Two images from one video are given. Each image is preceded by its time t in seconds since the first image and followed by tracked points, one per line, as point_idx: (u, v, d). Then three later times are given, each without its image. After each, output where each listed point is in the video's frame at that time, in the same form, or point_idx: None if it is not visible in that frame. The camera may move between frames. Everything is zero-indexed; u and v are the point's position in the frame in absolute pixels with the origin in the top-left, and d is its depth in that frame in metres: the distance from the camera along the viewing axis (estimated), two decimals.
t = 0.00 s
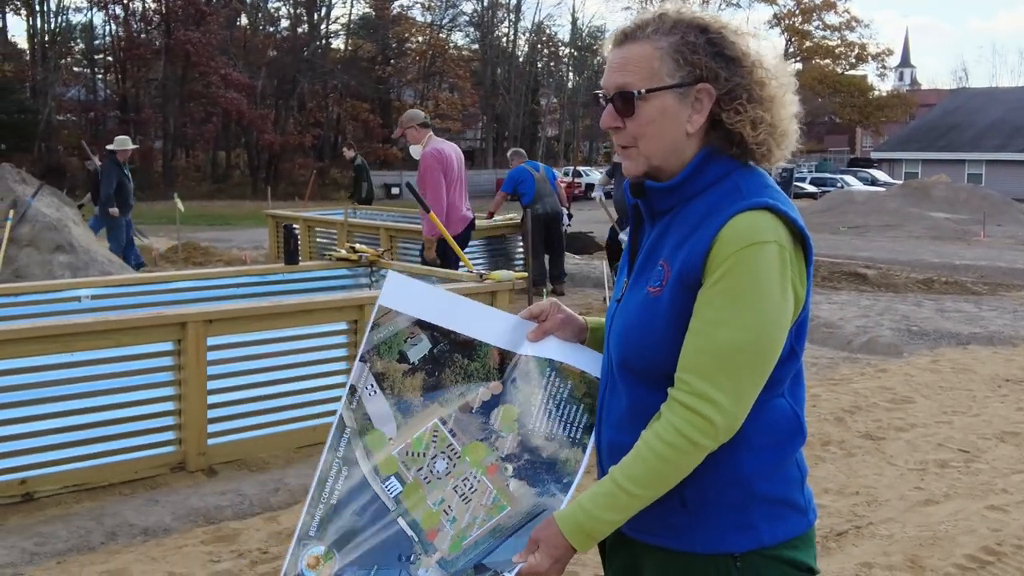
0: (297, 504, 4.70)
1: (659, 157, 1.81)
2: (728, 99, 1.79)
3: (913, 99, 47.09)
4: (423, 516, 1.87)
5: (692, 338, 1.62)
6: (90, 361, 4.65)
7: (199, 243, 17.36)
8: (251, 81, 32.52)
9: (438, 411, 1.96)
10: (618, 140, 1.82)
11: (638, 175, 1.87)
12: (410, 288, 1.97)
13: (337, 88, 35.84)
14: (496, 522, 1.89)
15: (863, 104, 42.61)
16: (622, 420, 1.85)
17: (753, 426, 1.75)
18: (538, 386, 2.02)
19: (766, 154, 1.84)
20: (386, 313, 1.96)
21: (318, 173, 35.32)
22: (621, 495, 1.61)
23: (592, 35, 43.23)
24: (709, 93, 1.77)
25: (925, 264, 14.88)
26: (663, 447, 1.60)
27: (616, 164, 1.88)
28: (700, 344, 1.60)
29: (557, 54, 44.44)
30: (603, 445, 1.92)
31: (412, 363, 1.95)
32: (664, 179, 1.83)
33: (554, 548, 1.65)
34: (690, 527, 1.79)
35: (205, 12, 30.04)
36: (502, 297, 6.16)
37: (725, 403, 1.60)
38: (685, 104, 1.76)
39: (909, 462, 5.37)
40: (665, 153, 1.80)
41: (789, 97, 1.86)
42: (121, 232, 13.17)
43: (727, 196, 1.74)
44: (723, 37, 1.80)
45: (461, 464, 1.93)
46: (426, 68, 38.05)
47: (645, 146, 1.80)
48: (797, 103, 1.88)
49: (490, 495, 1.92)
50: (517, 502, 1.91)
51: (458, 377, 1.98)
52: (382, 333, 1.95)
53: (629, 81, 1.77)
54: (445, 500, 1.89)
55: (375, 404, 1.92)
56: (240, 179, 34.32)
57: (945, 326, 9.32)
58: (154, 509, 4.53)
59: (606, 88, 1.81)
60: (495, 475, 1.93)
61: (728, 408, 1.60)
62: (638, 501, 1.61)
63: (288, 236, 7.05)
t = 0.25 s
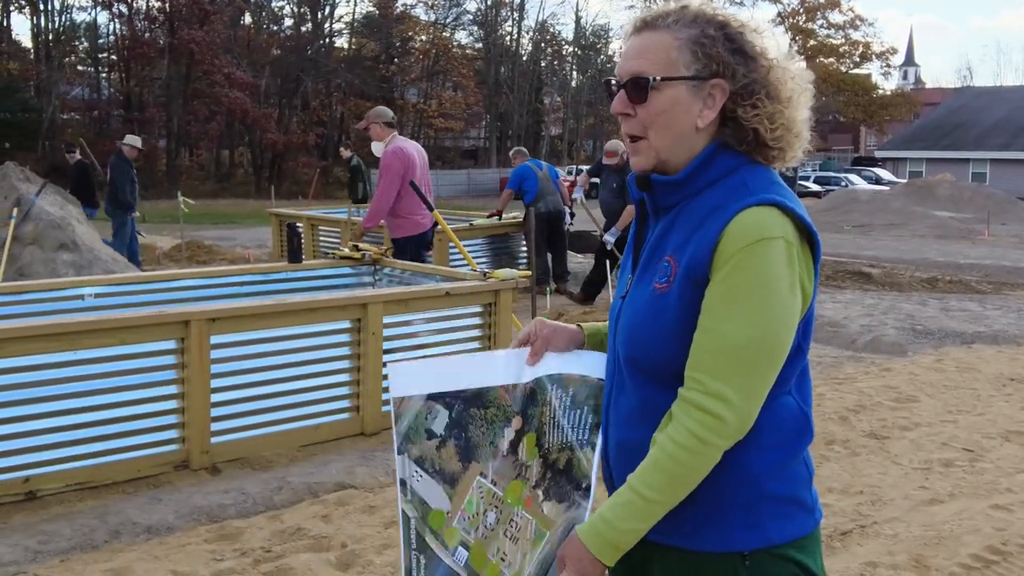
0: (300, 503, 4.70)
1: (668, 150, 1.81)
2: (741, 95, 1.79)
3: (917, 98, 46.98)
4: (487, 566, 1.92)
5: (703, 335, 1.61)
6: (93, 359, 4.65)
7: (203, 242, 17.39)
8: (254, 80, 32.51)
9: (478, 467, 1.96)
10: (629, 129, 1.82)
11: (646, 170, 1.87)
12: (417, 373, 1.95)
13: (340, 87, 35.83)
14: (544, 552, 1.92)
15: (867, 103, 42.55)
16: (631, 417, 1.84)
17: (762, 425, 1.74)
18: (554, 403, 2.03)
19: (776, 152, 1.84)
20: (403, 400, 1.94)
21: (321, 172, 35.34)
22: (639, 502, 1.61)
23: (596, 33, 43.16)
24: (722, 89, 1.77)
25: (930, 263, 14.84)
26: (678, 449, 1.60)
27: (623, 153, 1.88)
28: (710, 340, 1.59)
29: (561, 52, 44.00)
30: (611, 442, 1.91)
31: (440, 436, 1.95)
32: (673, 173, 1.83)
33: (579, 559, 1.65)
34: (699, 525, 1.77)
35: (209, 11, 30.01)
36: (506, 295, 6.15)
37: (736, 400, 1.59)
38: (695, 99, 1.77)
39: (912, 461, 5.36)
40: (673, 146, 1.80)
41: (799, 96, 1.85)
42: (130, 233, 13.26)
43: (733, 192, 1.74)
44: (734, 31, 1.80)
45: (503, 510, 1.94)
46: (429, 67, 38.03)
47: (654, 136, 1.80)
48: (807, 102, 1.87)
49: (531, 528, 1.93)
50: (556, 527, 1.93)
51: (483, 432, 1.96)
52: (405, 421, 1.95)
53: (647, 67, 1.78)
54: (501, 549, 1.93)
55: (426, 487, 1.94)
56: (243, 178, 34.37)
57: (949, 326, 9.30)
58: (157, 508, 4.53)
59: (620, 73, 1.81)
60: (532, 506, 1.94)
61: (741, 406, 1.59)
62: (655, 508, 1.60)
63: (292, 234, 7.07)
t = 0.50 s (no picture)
0: (303, 501, 4.69)
1: (677, 144, 1.80)
2: (749, 93, 1.79)
3: (921, 97, 46.89)
4: None
5: (729, 330, 1.61)
6: (97, 356, 4.66)
7: (207, 241, 17.41)
8: (258, 79, 32.58)
9: (559, 567, 1.90)
10: (637, 121, 1.82)
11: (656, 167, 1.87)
12: (468, 522, 1.93)
13: (344, 85, 35.88)
14: None
15: (870, 102, 42.50)
16: (644, 419, 1.82)
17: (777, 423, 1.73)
18: (598, 465, 1.92)
19: (781, 146, 1.83)
20: (469, 551, 1.92)
21: (325, 171, 35.39)
22: (692, 513, 1.59)
23: (599, 32, 43.09)
24: (731, 85, 1.77)
25: (934, 262, 14.81)
26: (722, 453, 1.58)
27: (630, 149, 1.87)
28: (735, 337, 1.58)
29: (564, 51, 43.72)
30: (623, 446, 1.88)
31: (515, 561, 1.92)
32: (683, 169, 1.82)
33: None
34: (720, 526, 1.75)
35: (213, 10, 30.07)
36: (509, 294, 6.15)
37: (774, 398, 1.58)
38: (706, 94, 1.77)
39: (917, 460, 5.35)
40: (682, 140, 1.80)
41: (802, 94, 1.86)
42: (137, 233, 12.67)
43: (741, 186, 1.73)
44: (740, 28, 1.80)
45: None
46: (432, 66, 38.06)
47: (664, 128, 1.80)
48: (809, 99, 1.88)
49: None
50: None
51: (548, 530, 1.90)
52: (481, 565, 1.93)
53: (660, 57, 1.78)
54: None
55: None
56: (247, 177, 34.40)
57: (953, 325, 9.28)
58: (160, 506, 4.53)
59: (626, 63, 1.83)
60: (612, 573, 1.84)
61: (779, 402, 1.58)
62: (712, 518, 1.58)
63: (295, 233, 7.08)
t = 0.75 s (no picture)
0: (305, 500, 4.69)
1: (686, 140, 1.79)
2: (755, 90, 1.80)
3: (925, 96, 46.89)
4: None
5: (759, 325, 1.61)
6: (100, 355, 4.67)
7: (210, 240, 17.42)
8: (261, 78, 32.68)
9: None
10: (644, 117, 1.81)
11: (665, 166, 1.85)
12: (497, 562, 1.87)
13: (347, 84, 35.97)
14: None
15: (873, 100, 42.50)
16: (652, 422, 1.80)
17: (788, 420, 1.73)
18: (609, 487, 1.85)
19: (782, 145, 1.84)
20: None
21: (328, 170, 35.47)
22: (749, 513, 1.59)
23: (602, 32, 43.07)
24: (738, 81, 1.78)
25: (937, 261, 14.78)
26: (770, 451, 1.58)
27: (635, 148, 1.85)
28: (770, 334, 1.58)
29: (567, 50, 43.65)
30: (630, 451, 1.87)
31: None
32: (693, 166, 1.81)
33: None
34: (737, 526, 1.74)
35: (216, 9, 30.12)
36: (511, 293, 6.16)
37: (817, 390, 1.59)
38: (713, 91, 1.77)
39: (920, 460, 5.34)
40: (689, 136, 1.79)
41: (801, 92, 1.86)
42: (158, 234, 12.78)
43: (754, 182, 1.73)
44: (742, 27, 1.81)
45: None
46: (435, 65, 38.14)
47: (675, 123, 1.79)
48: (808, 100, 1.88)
49: None
50: None
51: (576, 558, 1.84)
52: None
53: (670, 54, 1.78)
54: None
55: None
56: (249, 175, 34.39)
57: (956, 324, 9.27)
58: (163, 505, 4.54)
59: (633, 63, 1.83)
60: None
61: (821, 394, 1.59)
62: (777, 516, 1.58)
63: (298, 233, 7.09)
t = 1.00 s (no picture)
0: (306, 500, 4.69)
1: (700, 137, 1.79)
2: (758, 89, 1.83)
3: (926, 95, 46.89)
4: None
5: (771, 321, 1.61)
6: (101, 354, 4.67)
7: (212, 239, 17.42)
8: (263, 77, 32.73)
9: None
10: (664, 113, 1.79)
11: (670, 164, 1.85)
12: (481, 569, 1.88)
13: (349, 84, 36.04)
14: None
15: (875, 100, 42.57)
16: (651, 422, 1.79)
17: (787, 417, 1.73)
18: (604, 488, 1.81)
19: (783, 141, 1.86)
20: None
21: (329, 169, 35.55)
22: (763, 504, 1.58)
23: (604, 31, 43.04)
24: (748, 79, 1.81)
25: (939, 261, 14.77)
26: (785, 447, 1.58)
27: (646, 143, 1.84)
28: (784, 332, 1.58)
29: (569, 49, 43.61)
30: (628, 452, 1.86)
31: None
32: (698, 164, 1.81)
33: None
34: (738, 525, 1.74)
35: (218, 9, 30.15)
36: (512, 292, 6.17)
37: (830, 386, 1.59)
38: (726, 88, 1.79)
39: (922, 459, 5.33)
40: (703, 131, 1.79)
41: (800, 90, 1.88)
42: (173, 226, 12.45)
43: (760, 180, 1.72)
44: (745, 24, 1.82)
45: None
46: (437, 65, 38.13)
47: (694, 115, 1.78)
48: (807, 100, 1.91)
49: None
50: None
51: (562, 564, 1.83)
52: None
53: (690, 48, 1.79)
54: None
55: None
56: (251, 175, 34.40)
57: (958, 323, 9.26)
58: (164, 504, 4.54)
59: (650, 58, 1.82)
60: None
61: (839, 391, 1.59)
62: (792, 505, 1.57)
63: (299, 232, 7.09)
